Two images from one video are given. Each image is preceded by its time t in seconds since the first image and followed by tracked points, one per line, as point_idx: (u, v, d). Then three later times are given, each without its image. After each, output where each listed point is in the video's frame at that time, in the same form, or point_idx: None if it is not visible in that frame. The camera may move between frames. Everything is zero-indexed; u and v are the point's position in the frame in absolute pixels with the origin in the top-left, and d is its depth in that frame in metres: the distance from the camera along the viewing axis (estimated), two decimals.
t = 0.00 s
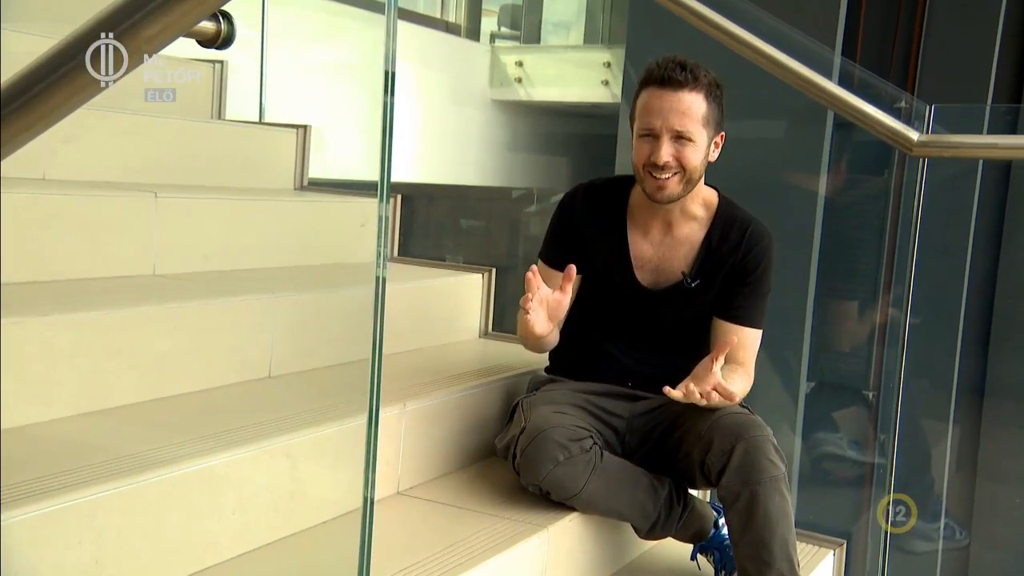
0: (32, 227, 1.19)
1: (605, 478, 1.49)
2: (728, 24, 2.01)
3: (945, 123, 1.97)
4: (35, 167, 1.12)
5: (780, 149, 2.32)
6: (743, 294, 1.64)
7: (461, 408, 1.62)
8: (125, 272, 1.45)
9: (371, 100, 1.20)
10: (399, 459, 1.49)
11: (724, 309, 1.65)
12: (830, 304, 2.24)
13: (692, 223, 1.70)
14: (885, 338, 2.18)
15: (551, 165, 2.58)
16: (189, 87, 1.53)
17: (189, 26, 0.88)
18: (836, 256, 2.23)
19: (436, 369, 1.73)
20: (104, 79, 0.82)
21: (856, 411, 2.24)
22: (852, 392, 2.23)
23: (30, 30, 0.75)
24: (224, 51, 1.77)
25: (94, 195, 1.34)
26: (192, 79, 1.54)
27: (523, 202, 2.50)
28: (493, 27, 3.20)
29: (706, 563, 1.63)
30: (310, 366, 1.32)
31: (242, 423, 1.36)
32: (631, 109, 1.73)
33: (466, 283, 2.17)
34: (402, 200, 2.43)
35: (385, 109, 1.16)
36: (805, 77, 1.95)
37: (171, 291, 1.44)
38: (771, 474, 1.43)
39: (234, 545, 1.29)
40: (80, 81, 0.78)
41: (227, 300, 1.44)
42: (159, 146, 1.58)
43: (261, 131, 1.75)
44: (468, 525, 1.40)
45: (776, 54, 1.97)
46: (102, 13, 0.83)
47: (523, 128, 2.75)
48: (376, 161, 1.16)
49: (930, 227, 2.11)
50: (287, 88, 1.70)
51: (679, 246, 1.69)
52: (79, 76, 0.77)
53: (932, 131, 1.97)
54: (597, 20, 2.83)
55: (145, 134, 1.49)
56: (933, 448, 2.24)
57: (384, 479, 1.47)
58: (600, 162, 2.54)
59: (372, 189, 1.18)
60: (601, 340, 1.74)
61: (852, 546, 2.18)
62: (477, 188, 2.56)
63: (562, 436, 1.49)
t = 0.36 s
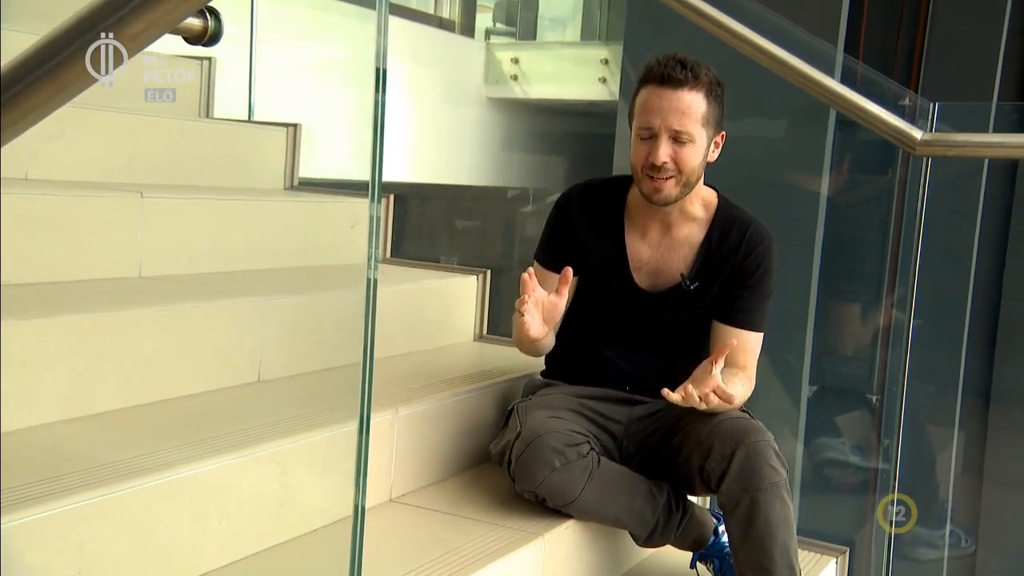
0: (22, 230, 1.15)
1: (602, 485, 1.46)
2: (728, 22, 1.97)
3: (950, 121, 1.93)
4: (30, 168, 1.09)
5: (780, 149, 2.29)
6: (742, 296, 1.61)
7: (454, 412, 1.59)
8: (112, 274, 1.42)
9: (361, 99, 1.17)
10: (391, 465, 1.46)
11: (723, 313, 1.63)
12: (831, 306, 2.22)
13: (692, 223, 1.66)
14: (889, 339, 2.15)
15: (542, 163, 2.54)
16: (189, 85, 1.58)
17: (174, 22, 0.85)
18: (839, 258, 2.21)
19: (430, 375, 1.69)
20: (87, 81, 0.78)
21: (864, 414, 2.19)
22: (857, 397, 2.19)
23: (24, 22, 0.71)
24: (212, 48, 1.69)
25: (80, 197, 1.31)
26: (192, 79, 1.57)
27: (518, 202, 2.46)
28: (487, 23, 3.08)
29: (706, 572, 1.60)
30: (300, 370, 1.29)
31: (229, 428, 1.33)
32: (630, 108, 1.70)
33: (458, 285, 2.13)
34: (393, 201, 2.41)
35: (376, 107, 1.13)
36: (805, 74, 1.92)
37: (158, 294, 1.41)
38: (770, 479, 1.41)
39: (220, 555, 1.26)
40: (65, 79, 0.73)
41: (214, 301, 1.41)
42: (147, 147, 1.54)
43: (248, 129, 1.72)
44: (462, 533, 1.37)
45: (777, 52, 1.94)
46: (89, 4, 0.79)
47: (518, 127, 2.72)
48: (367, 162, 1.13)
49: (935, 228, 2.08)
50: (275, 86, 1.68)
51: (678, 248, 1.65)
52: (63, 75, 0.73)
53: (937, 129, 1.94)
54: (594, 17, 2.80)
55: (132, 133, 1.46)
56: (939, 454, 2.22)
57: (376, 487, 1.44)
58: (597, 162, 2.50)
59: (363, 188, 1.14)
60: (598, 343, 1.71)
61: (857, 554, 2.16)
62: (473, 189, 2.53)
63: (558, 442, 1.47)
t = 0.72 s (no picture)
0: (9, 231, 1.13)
1: (599, 493, 1.43)
2: (729, 21, 1.94)
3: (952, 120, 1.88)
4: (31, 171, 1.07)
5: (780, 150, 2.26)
6: (745, 300, 1.60)
7: (450, 418, 1.57)
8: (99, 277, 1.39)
9: (353, 99, 1.13)
10: (384, 472, 1.43)
11: (727, 315, 1.61)
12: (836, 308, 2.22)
13: (696, 224, 1.64)
14: (891, 344, 2.12)
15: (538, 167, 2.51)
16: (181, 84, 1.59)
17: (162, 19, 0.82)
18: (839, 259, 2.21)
19: (425, 380, 1.67)
20: (70, 87, 0.74)
21: (866, 419, 2.17)
22: (860, 402, 2.17)
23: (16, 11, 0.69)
24: (202, 47, 1.65)
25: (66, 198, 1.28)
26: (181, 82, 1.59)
27: (514, 203, 2.43)
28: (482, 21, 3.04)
29: None
30: (290, 376, 1.26)
31: (219, 435, 1.31)
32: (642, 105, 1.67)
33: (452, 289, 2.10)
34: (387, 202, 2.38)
35: (367, 107, 1.10)
36: (806, 74, 1.89)
37: (148, 298, 1.38)
38: (768, 487, 1.39)
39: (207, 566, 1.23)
40: (44, 81, 0.70)
41: (204, 306, 1.39)
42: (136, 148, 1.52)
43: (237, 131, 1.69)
44: (455, 542, 1.34)
45: (778, 51, 1.91)
46: None
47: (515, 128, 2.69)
48: (359, 162, 1.10)
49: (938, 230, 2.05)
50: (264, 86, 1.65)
51: (681, 249, 1.63)
52: (43, 76, 0.70)
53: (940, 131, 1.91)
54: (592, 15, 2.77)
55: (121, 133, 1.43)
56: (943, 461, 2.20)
57: (368, 495, 1.42)
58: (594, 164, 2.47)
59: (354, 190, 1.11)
60: (595, 347, 1.68)
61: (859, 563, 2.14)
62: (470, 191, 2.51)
63: (555, 448, 1.44)
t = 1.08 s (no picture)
0: None
1: (594, 500, 1.41)
2: (728, 20, 1.94)
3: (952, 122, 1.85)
4: (23, 168, 1.05)
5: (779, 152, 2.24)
6: (743, 302, 1.58)
7: (445, 424, 1.54)
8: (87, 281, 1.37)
9: (344, 100, 1.11)
10: (376, 480, 1.41)
11: (724, 317, 1.59)
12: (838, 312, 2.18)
13: (694, 225, 1.62)
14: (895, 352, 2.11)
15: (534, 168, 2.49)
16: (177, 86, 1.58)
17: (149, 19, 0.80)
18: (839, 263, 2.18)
19: (419, 386, 1.65)
20: (56, 87, 0.72)
21: (866, 426, 2.16)
22: (860, 406, 2.16)
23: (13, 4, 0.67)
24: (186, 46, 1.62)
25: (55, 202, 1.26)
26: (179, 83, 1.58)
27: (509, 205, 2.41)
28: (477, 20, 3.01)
29: None
30: (281, 380, 1.24)
31: (209, 442, 1.29)
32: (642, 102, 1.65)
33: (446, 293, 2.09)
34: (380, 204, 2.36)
35: (359, 107, 1.07)
36: (806, 74, 1.87)
37: (137, 302, 1.36)
38: (769, 494, 1.37)
39: None
40: (28, 81, 0.67)
41: (193, 311, 1.37)
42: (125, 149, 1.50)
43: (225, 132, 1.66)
44: (447, 550, 1.32)
45: (778, 51, 1.90)
46: None
47: (510, 129, 2.67)
48: (349, 162, 1.07)
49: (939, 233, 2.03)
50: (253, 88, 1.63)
51: (679, 250, 1.61)
52: (27, 77, 0.67)
53: (941, 131, 1.86)
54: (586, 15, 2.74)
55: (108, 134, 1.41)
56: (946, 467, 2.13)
57: (360, 504, 1.40)
58: (591, 166, 2.45)
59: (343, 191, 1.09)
60: (589, 350, 1.65)
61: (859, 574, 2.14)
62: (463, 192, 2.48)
63: (550, 455, 1.42)
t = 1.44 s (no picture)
0: None
1: (590, 510, 1.39)
2: (726, 20, 1.92)
3: (956, 123, 1.81)
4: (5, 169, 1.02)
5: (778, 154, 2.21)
6: (740, 305, 1.53)
7: (437, 432, 1.52)
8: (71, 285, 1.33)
9: (333, 101, 1.08)
10: (368, 489, 1.39)
11: (720, 323, 1.54)
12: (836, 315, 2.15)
13: (689, 227, 1.60)
14: (897, 360, 2.06)
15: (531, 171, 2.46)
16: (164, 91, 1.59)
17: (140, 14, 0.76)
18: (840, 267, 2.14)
19: (411, 393, 1.62)
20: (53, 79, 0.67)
21: (869, 433, 2.13)
22: (862, 413, 2.13)
23: None
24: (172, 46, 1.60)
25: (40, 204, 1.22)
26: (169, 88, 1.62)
27: (505, 208, 2.38)
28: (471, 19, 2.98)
29: None
30: (267, 390, 1.21)
31: (195, 452, 1.26)
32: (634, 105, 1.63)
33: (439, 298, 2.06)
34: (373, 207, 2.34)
35: (349, 107, 1.05)
36: (806, 74, 1.84)
37: (124, 309, 1.33)
38: (769, 503, 1.34)
39: None
40: (20, 75, 0.62)
41: (181, 317, 1.34)
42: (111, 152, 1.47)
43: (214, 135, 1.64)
44: (440, 562, 1.29)
45: (778, 51, 1.87)
46: None
47: (506, 132, 2.64)
48: (339, 164, 1.04)
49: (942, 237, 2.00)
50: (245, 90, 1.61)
51: (674, 252, 1.58)
52: (22, 68, 0.62)
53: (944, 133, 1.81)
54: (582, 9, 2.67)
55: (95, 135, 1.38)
56: (949, 475, 2.12)
57: (350, 515, 1.37)
58: (588, 169, 2.42)
59: (332, 194, 1.06)
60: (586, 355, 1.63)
61: None
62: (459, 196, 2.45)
63: (545, 464, 1.39)
